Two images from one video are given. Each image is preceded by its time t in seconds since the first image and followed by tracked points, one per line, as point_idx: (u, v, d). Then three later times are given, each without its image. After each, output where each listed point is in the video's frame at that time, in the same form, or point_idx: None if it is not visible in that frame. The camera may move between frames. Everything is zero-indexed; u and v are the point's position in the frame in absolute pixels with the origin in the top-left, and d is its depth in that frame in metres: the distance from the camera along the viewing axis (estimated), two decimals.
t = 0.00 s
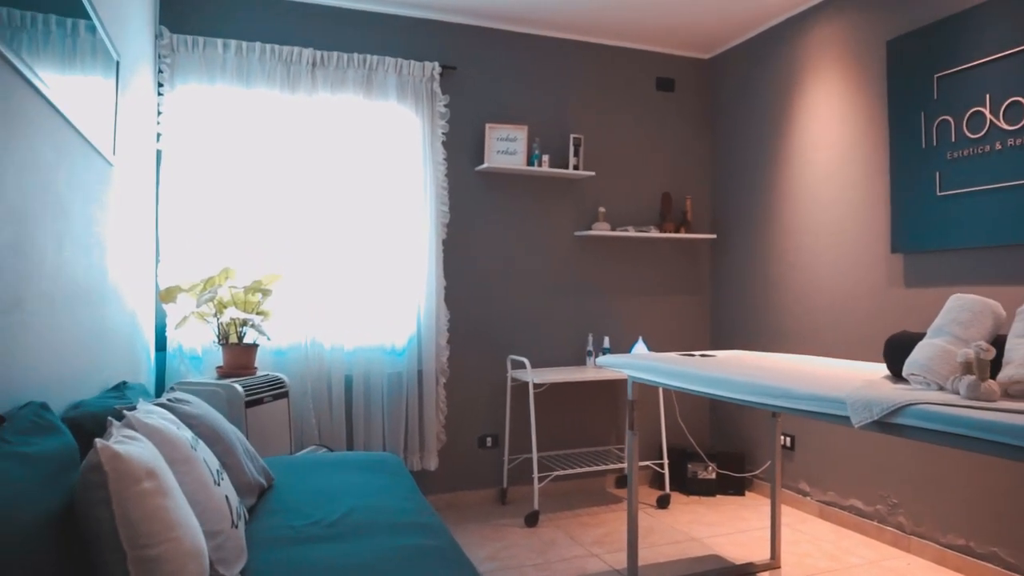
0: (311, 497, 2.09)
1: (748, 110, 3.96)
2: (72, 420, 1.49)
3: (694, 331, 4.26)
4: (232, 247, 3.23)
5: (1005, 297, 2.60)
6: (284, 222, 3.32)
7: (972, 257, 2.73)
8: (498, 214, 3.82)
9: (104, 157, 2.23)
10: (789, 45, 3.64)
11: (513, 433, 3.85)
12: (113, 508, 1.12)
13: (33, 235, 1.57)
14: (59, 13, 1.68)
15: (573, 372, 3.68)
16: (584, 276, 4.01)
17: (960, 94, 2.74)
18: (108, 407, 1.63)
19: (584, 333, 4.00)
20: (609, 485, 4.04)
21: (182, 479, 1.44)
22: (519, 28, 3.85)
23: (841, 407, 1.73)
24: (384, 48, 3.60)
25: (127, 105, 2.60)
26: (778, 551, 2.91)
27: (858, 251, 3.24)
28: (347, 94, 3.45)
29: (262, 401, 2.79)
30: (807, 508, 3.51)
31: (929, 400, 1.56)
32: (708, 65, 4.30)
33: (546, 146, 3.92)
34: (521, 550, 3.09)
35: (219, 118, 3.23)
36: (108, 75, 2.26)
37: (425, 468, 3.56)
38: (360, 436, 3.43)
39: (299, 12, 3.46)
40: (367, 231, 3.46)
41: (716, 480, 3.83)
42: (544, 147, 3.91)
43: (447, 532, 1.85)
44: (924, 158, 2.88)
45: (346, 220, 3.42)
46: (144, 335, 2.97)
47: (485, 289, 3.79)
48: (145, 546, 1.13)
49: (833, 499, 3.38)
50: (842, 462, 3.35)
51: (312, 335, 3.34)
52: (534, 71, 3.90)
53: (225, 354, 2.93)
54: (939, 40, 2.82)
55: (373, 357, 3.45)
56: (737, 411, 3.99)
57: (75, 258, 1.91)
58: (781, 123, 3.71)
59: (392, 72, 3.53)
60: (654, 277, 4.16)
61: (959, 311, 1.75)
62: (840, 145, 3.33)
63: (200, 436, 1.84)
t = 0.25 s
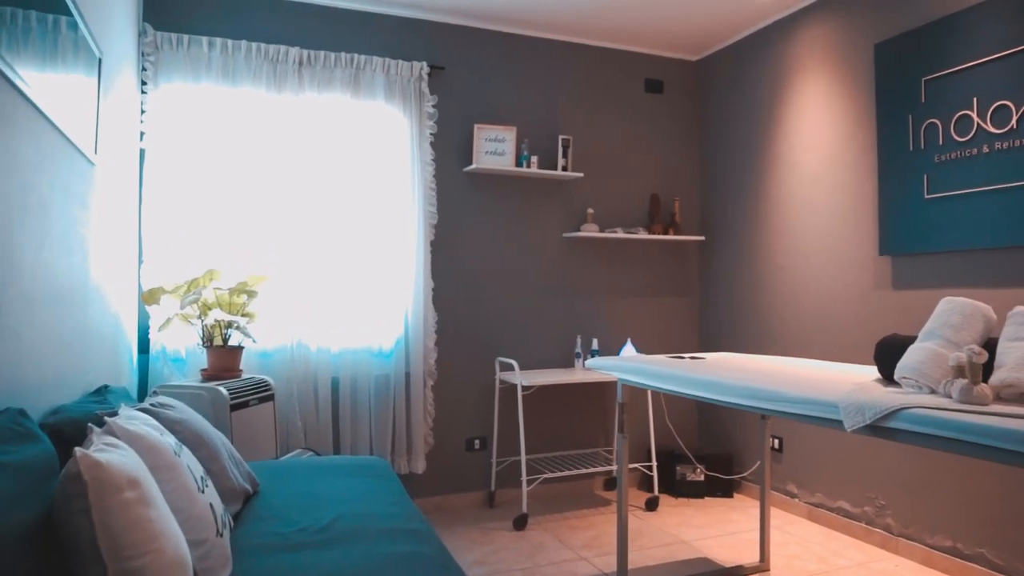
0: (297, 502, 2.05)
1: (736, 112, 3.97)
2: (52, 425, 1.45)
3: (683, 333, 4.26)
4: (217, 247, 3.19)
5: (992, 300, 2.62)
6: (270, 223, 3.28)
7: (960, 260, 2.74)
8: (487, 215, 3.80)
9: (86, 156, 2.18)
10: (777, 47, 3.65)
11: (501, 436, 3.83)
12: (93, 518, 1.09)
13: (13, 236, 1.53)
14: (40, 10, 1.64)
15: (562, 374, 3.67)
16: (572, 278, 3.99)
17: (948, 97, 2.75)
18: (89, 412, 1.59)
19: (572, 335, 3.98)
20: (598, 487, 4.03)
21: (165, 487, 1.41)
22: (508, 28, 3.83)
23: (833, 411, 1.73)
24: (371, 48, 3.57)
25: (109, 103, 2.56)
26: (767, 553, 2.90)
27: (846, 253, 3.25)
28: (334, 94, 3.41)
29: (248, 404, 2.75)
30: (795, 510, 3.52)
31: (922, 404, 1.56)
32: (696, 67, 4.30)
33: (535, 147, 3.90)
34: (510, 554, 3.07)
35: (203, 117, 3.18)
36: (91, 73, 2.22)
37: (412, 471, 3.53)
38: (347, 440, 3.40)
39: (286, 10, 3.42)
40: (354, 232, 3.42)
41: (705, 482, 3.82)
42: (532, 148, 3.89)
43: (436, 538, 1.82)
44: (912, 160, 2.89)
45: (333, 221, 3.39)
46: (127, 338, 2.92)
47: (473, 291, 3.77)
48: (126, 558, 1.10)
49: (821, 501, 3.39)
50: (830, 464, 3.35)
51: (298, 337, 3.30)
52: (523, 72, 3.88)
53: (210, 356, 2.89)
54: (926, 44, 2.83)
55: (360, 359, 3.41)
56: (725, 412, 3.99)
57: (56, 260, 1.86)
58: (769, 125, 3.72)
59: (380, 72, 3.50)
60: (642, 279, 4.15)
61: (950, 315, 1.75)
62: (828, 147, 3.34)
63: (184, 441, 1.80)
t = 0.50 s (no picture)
0: (283, 508, 2.02)
1: (724, 114, 3.97)
2: (31, 431, 1.41)
3: (671, 334, 4.25)
4: (200, 248, 3.14)
5: (979, 302, 2.63)
6: (255, 223, 3.23)
7: (947, 262, 2.75)
8: (475, 217, 3.77)
9: (66, 155, 2.13)
10: (766, 49, 3.65)
11: (489, 439, 3.80)
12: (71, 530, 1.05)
13: None
14: (19, 6, 1.60)
15: (550, 376, 3.65)
16: (560, 279, 3.97)
17: (936, 100, 2.76)
18: (68, 417, 1.55)
19: (560, 337, 3.96)
20: (586, 489, 4.01)
21: (147, 494, 1.37)
22: (496, 28, 3.81)
23: (826, 415, 1.72)
24: (359, 47, 3.53)
25: (91, 101, 2.51)
26: (756, 556, 2.90)
27: (834, 255, 3.25)
28: (321, 93, 3.37)
29: (232, 408, 2.71)
30: (784, 512, 3.52)
31: (914, 408, 1.55)
32: (684, 68, 4.30)
33: (523, 148, 3.88)
34: (498, 558, 3.05)
35: (187, 116, 3.13)
36: (71, 71, 2.17)
37: (399, 474, 3.50)
38: (333, 443, 3.36)
39: (272, 8, 3.38)
40: (341, 233, 3.39)
41: (693, 484, 3.82)
42: (521, 149, 3.87)
43: (425, 544, 1.80)
44: (900, 163, 2.89)
45: (319, 222, 3.35)
46: (108, 340, 2.87)
47: (461, 292, 3.74)
48: (106, 570, 1.07)
49: (809, 503, 3.39)
50: (817, 466, 3.36)
51: (284, 339, 3.26)
52: (511, 72, 3.86)
53: (194, 359, 2.84)
54: (914, 47, 2.84)
55: (347, 361, 3.37)
56: (713, 414, 3.99)
57: (36, 261, 1.82)
58: (757, 127, 3.72)
59: (368, 71, 3.46)
60: (631, 280, 4.14)
61: (941, 318, 1.75)
62: (817, 149, 3.35)
63: (167, 447, 1.77)
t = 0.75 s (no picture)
0: (269, 515, 1.98)
1: (712, 115, 3.97)
2: (8, 439, 1.37)
3: (659, 336, 4.25)
4: (184, 249, 3.09)
5: (966, 305, 2.64)
6: (240, 224, 3.19)
7: (934, 264, 2.76)
8: (463, 218, 3.75)
9: (46, 154, 2.08)
10: (754, 51, 3.66)
11: (476, 441, 3.78)
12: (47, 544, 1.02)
13: None
14: None
15: (538, 378, 3.63)
16: (548, 281, 3.96)
17: (923, 102, 2.77)
18: (46, 424, 1.50)
19: (548, 339, 3.95)
20: (574, 492, 4.00)
21: (126, 504, 1.33)
22: (485, 28, 3.79)
23: (818, 418, 1.71)
24: (345, 46, 3.49)
25: (72, 99, 2.45)
26: (745, 558, 2.89)
27: (822, 256, 3.25)
28: (307, 92, 3.33)
29: (216, 411, 2.67)
30: (772, 514, 3.52)
31: (907, 411, 1.55)
32: (673, 69, 4.30)
33: (512, 148, 3.86)
34: (486, 562, 3.02)
35: (171, 116, 3.08)
36: (52, 69, 2.12)
37: (386, 478, 3.46)
38: (319, 446, 3.32)
39: (257, 6, 3.33)
40: (328, 234, 3.35)
41: (681, 486, 3.82)
42: (509, 150, 3.85)
43: (414, 551, 1.77)
44: (887, 165, 2.90)
45: (305, 222, 3.31)
46: (89, 342, 2.82)
47: (449, 294, 3.71)
48: None
49: (797, 505, 3.40)
50: (805, 467, 3.36)
51: (269, 341, 3.21)
52: (499, 73, 3.84)
53: (177, 362, 2.79)
54: (901, 50, 2.85)
55: (333, 363, 3.34)
56: (701, 416, 3.99)
57: (14, 262, 1.77)
58: (745, 129, 3.73)
59: (355, 71, 3.43)
60: (619, 281, 4.14)
61: (932, 320, 1.75)
62: (805, 151, 3.35)
63: (149, 453, 1.73)
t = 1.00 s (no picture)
0: (253, 522, 1.94)
1: (700, 116, 3.97)
2: None
3: (646, 337, 4.24)
4: (167, 250, 3.04)
5: (954, 306, 2.64)
6: (224, 225, 3.14)
7: (922, 266, 2.77)
8: (450, 218, 3.72)
9: (25, 154, 2.03)
10: (742, 52, 3.66)
11: (464, 443, 3.75)
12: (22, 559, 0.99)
13: None
14: None
15: (526, 380, 3.61)
16: (536, 282, 3.94)
17: (910, 105, 2.77)
18: (23, 430, 1.46)
19: (536, 340, 3.93)
20: (562, 494, 3.98)
21: (104, 515, 1.29)
22: (472, 28, 3.76)
23: (810, 422, 1.69)
24: (331, 45, 3.46)
25: (51, 96, 2.40)
26: (734, 561, 2.89)
27: (811, 258, 3.26)
28: (293, 91, 3.29)
29: (200, 415, 2.62)
30: (759, 515, 3.52)
31: (899, 415, 1.54)
32: (661, 70, 4.29)
33: (499, 149, 3.83)
34: (474, 566, 2.99)
35: (153, 114, 3.03)
36: (30, 66, 2.07)
37: (373, 481, 3.43)
38: (305, 450, 3.27)
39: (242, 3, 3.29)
40: (314, 235, 3.31)
41: (670, 487, 3.81)
42: (496, 150, 3.82)
43: (402, 558, 1.73)
44: (875, 167, 2.91)
45: (291, 223, 3.27)
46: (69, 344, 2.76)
47: (436, 295, 3.68)
48: None
49: (785, 506, 3.40)
50: (793, 469, 3.36)
51: (254, 343, 3.17)
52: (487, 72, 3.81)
53: (159, 365, 2.75)
54: (889, 52, 2.86)
55: (319, 365, 3.29)
56: (689, 417, 3.98)
57: None
58: (733, 130, 3.73)
59: (341, 69, 3.39)
60: (607, 283, 4.12)
61: (923, 323, 1.74)
62: (793, 153, 3.36)
63: (129, 460, 1.69)
